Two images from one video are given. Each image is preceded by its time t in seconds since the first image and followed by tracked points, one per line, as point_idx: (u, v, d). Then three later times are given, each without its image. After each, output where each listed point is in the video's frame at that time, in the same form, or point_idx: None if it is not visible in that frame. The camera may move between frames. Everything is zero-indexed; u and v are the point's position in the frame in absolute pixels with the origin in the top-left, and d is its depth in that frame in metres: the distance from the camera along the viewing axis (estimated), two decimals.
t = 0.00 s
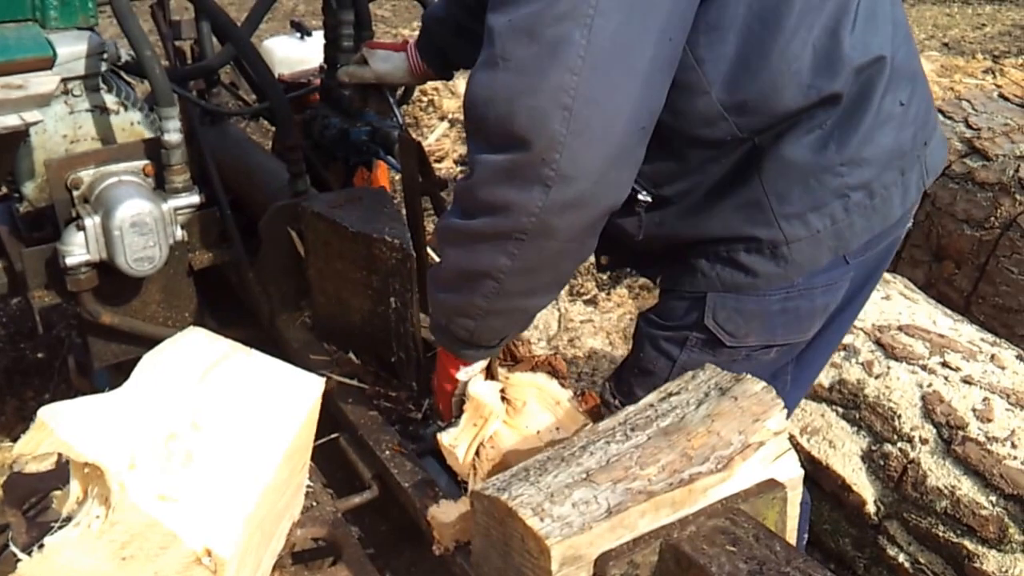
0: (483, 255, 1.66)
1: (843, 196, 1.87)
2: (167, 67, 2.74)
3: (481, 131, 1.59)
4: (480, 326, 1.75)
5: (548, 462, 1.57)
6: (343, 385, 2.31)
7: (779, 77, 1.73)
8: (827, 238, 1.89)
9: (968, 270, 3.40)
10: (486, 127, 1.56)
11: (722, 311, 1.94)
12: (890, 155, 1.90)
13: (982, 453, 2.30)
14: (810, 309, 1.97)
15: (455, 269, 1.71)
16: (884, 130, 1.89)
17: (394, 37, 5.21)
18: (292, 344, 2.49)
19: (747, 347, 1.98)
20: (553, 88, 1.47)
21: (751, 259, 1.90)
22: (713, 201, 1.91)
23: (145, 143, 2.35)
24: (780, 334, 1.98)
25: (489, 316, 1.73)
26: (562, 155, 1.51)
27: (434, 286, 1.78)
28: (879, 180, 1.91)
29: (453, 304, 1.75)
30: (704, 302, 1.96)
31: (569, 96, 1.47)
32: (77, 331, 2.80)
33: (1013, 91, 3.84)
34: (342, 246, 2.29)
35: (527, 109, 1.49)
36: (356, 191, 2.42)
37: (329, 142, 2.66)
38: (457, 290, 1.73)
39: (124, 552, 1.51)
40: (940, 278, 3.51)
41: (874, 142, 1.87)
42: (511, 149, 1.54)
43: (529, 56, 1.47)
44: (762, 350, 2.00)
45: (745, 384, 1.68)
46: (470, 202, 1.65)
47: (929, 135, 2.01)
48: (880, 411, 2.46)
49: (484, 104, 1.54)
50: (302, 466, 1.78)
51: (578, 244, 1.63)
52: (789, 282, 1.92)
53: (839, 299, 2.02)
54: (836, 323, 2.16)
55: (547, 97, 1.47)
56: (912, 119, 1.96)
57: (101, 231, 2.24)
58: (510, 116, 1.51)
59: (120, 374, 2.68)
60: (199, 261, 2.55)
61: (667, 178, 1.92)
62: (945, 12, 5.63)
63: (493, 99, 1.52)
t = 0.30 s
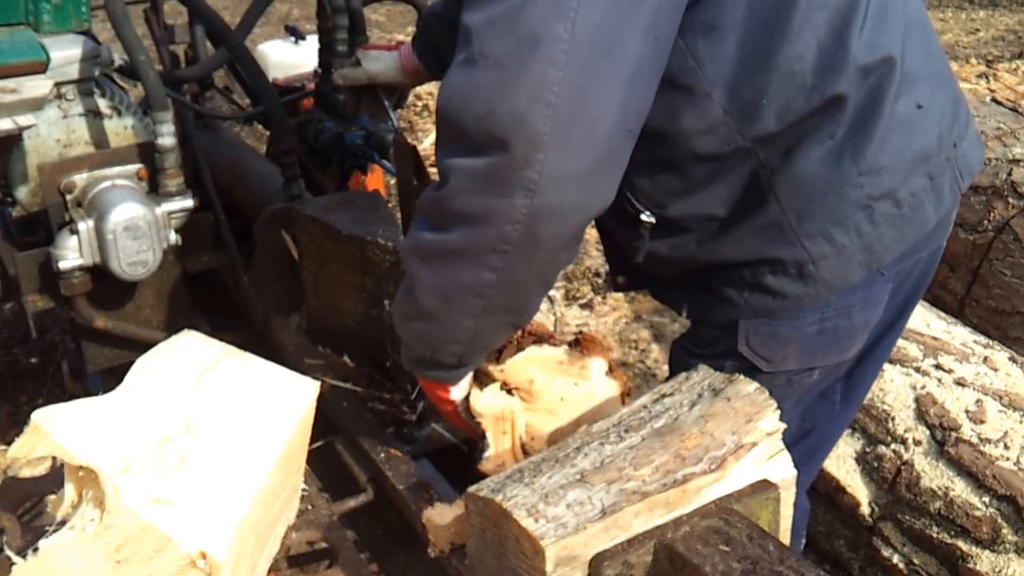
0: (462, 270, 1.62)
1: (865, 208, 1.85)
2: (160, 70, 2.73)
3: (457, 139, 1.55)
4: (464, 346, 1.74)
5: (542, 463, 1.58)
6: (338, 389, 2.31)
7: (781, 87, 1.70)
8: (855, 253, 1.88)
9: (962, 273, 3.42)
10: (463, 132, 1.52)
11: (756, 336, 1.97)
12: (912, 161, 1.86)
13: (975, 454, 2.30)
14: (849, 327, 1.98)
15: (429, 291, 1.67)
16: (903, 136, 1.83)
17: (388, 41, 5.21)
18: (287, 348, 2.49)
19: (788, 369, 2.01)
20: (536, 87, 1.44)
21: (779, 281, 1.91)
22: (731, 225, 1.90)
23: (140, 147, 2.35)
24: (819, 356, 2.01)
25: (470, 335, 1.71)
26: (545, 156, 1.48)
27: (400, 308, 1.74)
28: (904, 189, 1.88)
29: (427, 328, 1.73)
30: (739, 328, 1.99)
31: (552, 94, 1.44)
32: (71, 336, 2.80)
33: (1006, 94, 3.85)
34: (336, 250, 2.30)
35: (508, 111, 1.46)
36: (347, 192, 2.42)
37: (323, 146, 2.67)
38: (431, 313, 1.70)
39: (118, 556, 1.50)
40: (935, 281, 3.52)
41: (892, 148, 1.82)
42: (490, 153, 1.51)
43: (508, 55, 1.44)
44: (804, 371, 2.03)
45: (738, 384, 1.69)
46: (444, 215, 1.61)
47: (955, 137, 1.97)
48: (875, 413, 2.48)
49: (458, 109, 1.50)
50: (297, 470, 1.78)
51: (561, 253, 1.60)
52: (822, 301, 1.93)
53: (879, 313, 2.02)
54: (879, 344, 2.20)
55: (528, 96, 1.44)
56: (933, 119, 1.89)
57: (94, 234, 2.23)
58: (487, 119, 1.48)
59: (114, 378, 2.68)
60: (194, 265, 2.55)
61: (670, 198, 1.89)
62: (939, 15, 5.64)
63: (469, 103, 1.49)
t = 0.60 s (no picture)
0: (438, 293, 1.59)
1: (860, 221, 1.84)
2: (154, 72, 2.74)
3: (433, 160, 1.52)
4: (435, 372, 1.69)
5: (536, 462, 1.58)
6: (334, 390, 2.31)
7: (773, 100, 1.70)
8: (854, 266, 1.88)
9: (956, 273, 3.44)
10: (441, 154, 1.49)
11: (753, 348, 1.97)
12: (911, 172, 1.85)
13: (969, 452, 2.31)
14: (848, 340, 1.98)
15: (404, 318, 1.63)
16: (901, 148, 1.83)
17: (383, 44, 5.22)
18: (282, 349, 2.49)
19: (784, 382, 2.02)
20: (516, 109, 1.41)
21: (776, 294, 1.92)
22: (728, 238, 1.92)
23: (134, 147, 2.34)
24: (817, 368, 2.01)
25: (444, 361, 1.67)
26: (526, 178, 1.46)
27: (370, 335, 1.70)
28: (903, 202, 1.87)
29: (396, 355, 1.68)
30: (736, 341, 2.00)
31: (532, 116, 1.42)
32: (65, 339, 2.80)
33: (999, 95, 3.86)
34: (331, 251, 2.31)
35: (487, 134, 1.43)
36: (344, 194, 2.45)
37: (317, 146, 2.67)
38: (403, 339, 1.65)
39: (113, 555, 1.50)
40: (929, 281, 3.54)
41: (889, 159, 1.82)
42: (469, 177, 1.48)
43: (488, 76, 1.42)
44: (801, 385, 2.05)
45: (732, 383, 1.71)
46: (420, 238, 1.57)
47: (959, 146, 1.95)
48: (868, 411, 2.49)
49: (436, 131, 1.47)
50: (292, 471, 1.78)
51: (539, 273, 1.57)
52: (819, 314, 1.92)
53: (879, 326, 2.01)
54: (883, 352, 2.21)
55: (507, 119, 1.42)
56: (934, 130, 1.88)
57: (88, 236, 2.23)
58: (465, 141, 1.45)
59: (109, 380, 2.68)
60: (190, 267, 2.58)
61: (663, 211, 1.90)
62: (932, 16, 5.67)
63: (447, 125, 1.46)
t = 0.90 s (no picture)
0: (423, 291, 1.59)
1: (856, 227, 1.83)
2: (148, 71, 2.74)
3: (421, 160, 1.52)
4: (420, 370, 1.68)
5: (532, 459, 1.59)
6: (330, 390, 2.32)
7: (764, 102, 1.71)
8: (851, 271, 1.87)
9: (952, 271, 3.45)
10: (428, 153, 1.50)
11: (750, 354, 1.97)
12: (907, 176, 1.84)
13: (963, 448, 2.32)
14: (846, 345, 1.98)
15: (388, 314, 1.63)
16: (897, 150, 1.82)
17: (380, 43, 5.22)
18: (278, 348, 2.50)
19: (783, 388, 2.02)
20: (503, 109, 1.42)
21: (773, 300, 1.92)
22: (726, 243, 1.92)
23: (128, 146, 2.34)
24: (817, 374, 2.01)
25: (428, 359, 1.66)
26: (513, 178, 1.46)
27: (356, 331, 1.70)
28: (901, 206, 1.86)
29: (379, 349, 1.68)
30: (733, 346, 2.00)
31: (520, 117, 1.42)
32: (61, 339, 2.79)
33: (993, 94, 3.88)
34: (328, 251, 2.31)
35: (474, 134, 1.43)
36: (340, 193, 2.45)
37: (312, 145, 2.68)
38: (386, 334, 1.65)
39: (110, 555, 1.50)
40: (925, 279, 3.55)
41: (886, 161, 1.81)
42: (456, 176, 1.48)
43: (476, 76, 1.42)
44: (801, 391, 2.05)
45: (726, 379, 1.71)
46: (407, 237, 1.57)
47: (956, 149, 1.94)
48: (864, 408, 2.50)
49: (423, 130, 1.48)
50: (287, 471, 1.78)
51: (525, 274, 1.57)
52: (817, 321, 1.92)
53: (879, 331, 2.01)
54: (886, 357, 2.21)
55: (495, 119, 1.42)
56: (931, 133, 1.88)
57: (83, 236, 2.23)
58: (452, 141, 1.45)
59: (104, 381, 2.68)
60: (185, 266, 2.56)
61: (658, 214, 1.91)
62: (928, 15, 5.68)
63: (435, 124, 1.46)
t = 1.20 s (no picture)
0: (412, 281, 1.59)
1: (855, 226, 1.84)
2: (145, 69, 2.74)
3: (414, 150, 1.52)
4: (406, 360, 1.67)
5: (530, 453, 1.59)
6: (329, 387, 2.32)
7: (764, 100, 1.71)
8: (850, 269, 1.87)
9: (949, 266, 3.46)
10: (421, 143, 1.50)
11: (749, 353, 1.98)
12: (907, 176, 1.85)
13: (959, 442, 2.32)
14: (844, 343, 1.99)
15: (377, 303, 1.62)
16: (896, 150, 1.83)
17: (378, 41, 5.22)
18: (276, 345, 2.51)
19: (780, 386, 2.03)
20: (497, 100, 1.42)
21: (772, 298, 1.92)
22: (723, 241, 1.92)
23: (123, 144, 2.34)
24: (815, 372, 2.02)
25: (416, 350, 1.65)
26: (505, 171, 1.46)
27: (343, 317, 1.68)
28: (900, 205, 1.86)
29: (367, 338, 1.67)
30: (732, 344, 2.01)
31: (513, 109, 1.42)
32: (59, 338, 2.80)
33: (991, 90, 3.89)
34: (332, 253, 2.31)
35: (467, 125, 1.44)
36: (345, 194, 2.44)
37: (310, 142, 2.68)
38: (374, 323, 1.64)
39: (108, 552, 1.50)
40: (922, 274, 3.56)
41: (884, 160, 1.82)
42: (447, 166, 1.48)
43: (470, 66, 1.43)
44: (801, 388, 2.06)
45: (722, 373, 1.71)
46: (398, 226, 1.58)
47: (955, 149, 1.94)
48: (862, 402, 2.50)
49: (417, 119, 1.48)
50: (286, 467, 1.78)
51: (516, 266, 1.58)
52: (816, 318, 1.93)
53: (877, 329, 2.02)
54: (885, 357, 2.22)
55: (488, 110, 1.42)
56: (930, 133, 1.89)
57: (80, 233, 2.23)
58: (444, 130, 1.46)
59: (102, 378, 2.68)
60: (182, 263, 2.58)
61: (657, 211, 1.91)
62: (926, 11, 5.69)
63: (429, 114, 1.47)
